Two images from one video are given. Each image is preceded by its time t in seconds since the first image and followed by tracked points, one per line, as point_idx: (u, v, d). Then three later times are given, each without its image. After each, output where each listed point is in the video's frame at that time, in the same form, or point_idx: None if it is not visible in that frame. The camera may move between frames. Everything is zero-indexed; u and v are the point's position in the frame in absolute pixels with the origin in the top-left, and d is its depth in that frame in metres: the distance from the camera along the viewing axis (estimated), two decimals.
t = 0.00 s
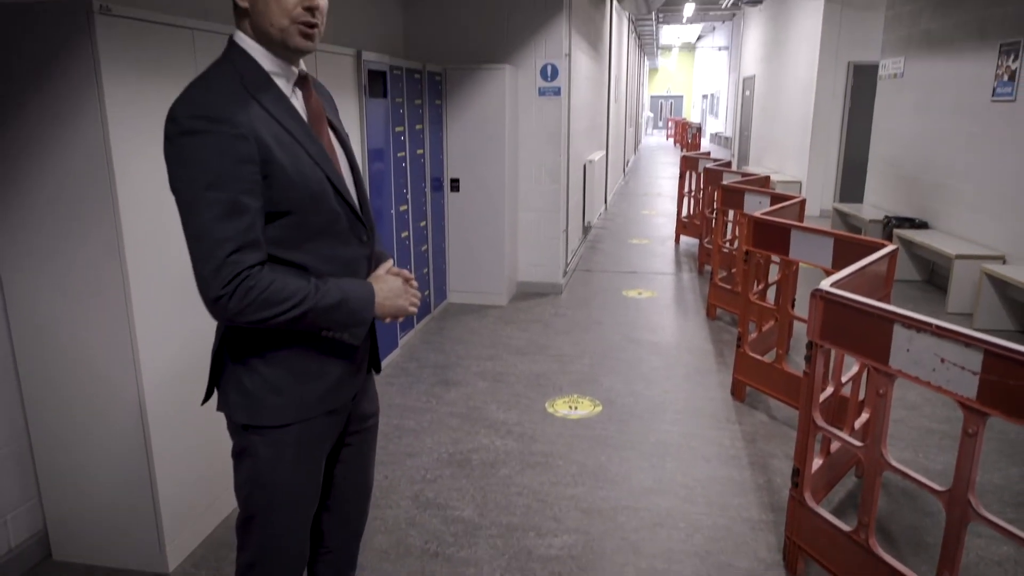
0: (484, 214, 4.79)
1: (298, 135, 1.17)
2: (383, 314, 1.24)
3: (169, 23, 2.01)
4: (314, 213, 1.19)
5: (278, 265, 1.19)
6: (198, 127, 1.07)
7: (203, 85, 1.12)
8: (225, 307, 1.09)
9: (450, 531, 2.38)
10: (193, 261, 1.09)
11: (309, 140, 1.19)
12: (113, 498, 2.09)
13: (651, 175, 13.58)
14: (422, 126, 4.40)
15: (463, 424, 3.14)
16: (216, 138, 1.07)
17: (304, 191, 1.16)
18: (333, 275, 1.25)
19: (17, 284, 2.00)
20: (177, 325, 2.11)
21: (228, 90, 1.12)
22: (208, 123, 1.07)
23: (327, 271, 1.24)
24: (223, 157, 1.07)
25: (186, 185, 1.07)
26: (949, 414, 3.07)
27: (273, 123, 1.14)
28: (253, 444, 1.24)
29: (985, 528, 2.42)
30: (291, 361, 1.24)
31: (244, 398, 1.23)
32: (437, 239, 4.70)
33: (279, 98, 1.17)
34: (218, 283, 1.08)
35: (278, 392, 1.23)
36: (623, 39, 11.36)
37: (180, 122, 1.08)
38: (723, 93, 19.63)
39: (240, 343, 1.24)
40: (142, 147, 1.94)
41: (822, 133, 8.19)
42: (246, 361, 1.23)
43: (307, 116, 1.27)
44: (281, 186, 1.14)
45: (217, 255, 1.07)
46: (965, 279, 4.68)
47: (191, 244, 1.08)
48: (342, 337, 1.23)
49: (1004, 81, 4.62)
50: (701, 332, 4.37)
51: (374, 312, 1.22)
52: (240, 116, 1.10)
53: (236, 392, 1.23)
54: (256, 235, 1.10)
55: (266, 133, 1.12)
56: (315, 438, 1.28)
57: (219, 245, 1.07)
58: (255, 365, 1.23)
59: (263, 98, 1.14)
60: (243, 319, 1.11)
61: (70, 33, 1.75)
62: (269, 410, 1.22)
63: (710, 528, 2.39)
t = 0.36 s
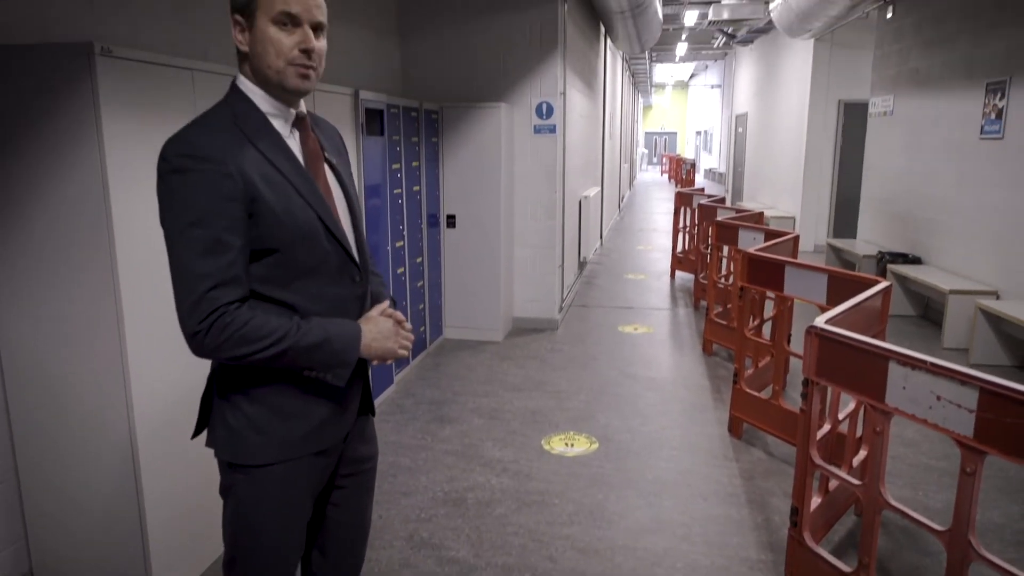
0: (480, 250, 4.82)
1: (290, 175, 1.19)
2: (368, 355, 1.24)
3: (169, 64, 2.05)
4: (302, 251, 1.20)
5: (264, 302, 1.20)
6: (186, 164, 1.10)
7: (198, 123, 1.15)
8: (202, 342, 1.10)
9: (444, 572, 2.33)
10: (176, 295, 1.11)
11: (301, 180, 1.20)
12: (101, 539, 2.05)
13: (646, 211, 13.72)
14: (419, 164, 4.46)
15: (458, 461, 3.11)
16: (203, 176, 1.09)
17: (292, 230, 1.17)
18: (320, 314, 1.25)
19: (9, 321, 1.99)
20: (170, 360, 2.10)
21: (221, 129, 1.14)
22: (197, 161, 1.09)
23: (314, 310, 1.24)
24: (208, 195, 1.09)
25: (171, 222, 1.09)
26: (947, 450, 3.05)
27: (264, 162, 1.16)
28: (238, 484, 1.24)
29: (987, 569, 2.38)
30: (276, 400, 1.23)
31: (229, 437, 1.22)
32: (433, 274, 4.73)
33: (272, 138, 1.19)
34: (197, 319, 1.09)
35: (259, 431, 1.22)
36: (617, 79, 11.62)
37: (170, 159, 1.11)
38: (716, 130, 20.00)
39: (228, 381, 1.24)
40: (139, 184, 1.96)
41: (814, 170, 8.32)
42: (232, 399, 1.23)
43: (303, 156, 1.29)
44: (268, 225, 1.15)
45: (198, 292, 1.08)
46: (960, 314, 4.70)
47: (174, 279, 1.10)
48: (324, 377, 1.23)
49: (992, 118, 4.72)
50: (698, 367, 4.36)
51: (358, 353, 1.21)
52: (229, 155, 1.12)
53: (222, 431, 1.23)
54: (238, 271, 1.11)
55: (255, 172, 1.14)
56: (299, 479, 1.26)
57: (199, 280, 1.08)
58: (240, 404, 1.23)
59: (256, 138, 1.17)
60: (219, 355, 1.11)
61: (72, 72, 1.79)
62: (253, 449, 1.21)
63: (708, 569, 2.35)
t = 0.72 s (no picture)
0: (476, 283, 4.84)
1: (291, 212, 1.21)
2: (367, 390, 1.24)
3: (167, 101, 2.09)
4: (302, 286, 1.21)
5: (263, 337, 1.20)
6: (189, 201, 1.11)
7: (200, 161, 1.17)
8: (202, 379, 1.10)
9: None
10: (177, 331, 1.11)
11: (301, 216, 1.22)
12: None
13: (642, 243, 13.82)
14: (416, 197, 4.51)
15: (454, 497, 3.07)
16: (205, 214, 1.11)
17: (292, 265, 1.19)
18: (319, 348, 1.26)
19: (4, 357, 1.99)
20: (164, 393, 2.10)
21: (223, 167, 1.16)
22: (199, 199, 1.11)
23: (313, 345, 1.25)
24: (209, 232, 1.10)
25: (173, 259, 1.10)
26: (946, 484, 3.03)
27: (265, 199, 1.18)
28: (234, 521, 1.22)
29: None
30: (275, 435, 1.23)
31: (225, 474, 1.21)
32: (429, 307, 4.74)
33: (272, 175, 1.21)
34: (199, 356, 1.09)
35: (258, 468, 1.21)
36: (612, 113, 11.82)
37: (172, 196, 1.12)
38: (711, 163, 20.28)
39: (225, 417, 1.23)
40: (138, 218, 1.98)
41: (807, 203, 8.43)
42: (229, 435, 1.23)
43: (303, 193, 1.32)
44: (269, 261, 1.17)
45: (199, 328, 1.09)
46: (955, 346, 4.72)
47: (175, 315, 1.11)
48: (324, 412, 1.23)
49: (981, 153, 4.80)
50: (695, 400, 4.34)
51: (357, 388, 1.22)
52: (231, 193, 1.14)
53: (218, 467, 1.22)
54: (238, 307, 1.12)
55: (256, 209, 1.16)
56: (296, 517, 1.25)
57: (201, 317, 1.09)
58: (237, 440, 1.22)
59: (258, 176, 1.19)
60: (220, 391, 1.12)
61: (72, 110, 1.83)
62: (249, 486, 1.20)
63: None
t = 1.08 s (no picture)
0: (473, 305, 4.84)
1: (295, 235, 1.21)
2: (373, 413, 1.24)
3: (164, 125, 2.11)
4: (306, 309, 1.21)
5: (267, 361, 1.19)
6: (194, 225, 1.10)
7: (203, 184, 1.16)
8: (211, 407, 1.09)
9: None
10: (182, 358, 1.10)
11: (304, 239, 1.23)
12: None
13: (639, 266, 13.85)
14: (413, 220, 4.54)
15: (450, 522, 3.03)
16: (212, 238, 1.10)
17: (298, 289, 1.19)
18: (322, 372, 1.26)
19: None
20: (156, 416, 2.08)
21: (227, 191, 1.16)
22: (205, 224, 1.10)
23: (316, 369, 1.25)
24: (216, 256, 1.09)
25: (179, 285, 1.09)
26: (946, 508, 3.01)
27: (271, 223, 1.18)
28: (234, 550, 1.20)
29: None
30: (279, 460, 1.21)
31: (226, 501, 1.19)
32: (426, 330, 4.72)
33: (274, 198, 1.22)
34: (206, 384, 1.08)
35: (261, 495, 1.19)
36: (608, 138, 11.95)
37: (176, 220, 1.11)
38: (706, 187, 20.46)
39: (227, 443, 1.21)
40: (133, 241, 1.99)
41: (803, 226, 8.49)
42: (232, 462, 1.21)
43: (303, 216, 1.32)
44: (275, 284, 1.16)
45: (206, 356, 1.08)
46: (952, 369, 4.72)
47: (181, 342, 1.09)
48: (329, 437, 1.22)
49: (975, 176, 4.85)
50: (693, 423, 4.31)
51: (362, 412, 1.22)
52: (238, 217, 1.13)
53: (220, 494, 1.20)
54: (246, 333, 1.11)
55: (263, 233, 1.16)
56: (296, 545, 1.23)
57: (209, 343, 1.08)
58: (240, 467, 1.20)
59: (260, 199, 1.19)
60: (228, 418, 1.10)
61: (69, 134, 1.84)
62: (251, 513, 1.18)
63: None
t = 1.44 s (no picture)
0: (471, 322, 4.83)
1: (304, 253, 1.21)
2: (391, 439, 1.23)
3: (164, 142, 2.12)
4: (320, 330, 1.20)
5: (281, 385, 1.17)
6: (212, 247, 1.07)
7: (214, 203, 1.13)
8: (237, 436, 1.05)
9: None
10: (205, 386, 1.05)
11: (315, 259, 1.23)
12: None
13: (636, 283, 13.87)
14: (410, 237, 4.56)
15: (448, 541, 2.99)
16: (234, 260, 1.06)
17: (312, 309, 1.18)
18: (333, 393, 1.24)
19: None
20: (153, 435, 2.07)
21: (240, 209, 1.13)
22: (225, 245, 1.07)
23: (328, 390, 1.23)
24: (240, 277, 1.06)
25: (201, 309, 1.04)
26: (948, 527, 2.98)
27: (285, 243, 1.17)
28: None
29: None
30: (299, 488, 1.20)
31: (243, 536, 1.16)
32: (423, 346, 4.71)
33: (282, 214, 1.21)
34: (233, 413, 1.04)
35: (279, 524, 1.17)
36: (606, 156, 12.04)
37: (194, 242, 1.07)
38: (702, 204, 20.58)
39: (241, 475, 1.18)
40: (131, 258, 1.99)
41: (799, 242, 8.53)
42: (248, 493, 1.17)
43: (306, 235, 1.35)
44: (291, 305, 1.15)
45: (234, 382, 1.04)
46: (951, 385, 4.71)
47: (203, 369, 1.04)
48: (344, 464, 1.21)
49: (970, 193, 4.89)
50: (692, 441, 4.29)
51: (381, 438, 1.21)
52: (258, 238, 1.11)
53: (234, 528, 1.16)
54: (270, 357, 1.08)
55: (281, 254, 1.14)
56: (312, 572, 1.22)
57: (237, 370, 1.04)
58: (255, 496, 1.17)
59: (269, 214, 1.18)
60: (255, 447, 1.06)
61: (69, 152, 1.85)
62: (269, 544, 1.16)
63: None
